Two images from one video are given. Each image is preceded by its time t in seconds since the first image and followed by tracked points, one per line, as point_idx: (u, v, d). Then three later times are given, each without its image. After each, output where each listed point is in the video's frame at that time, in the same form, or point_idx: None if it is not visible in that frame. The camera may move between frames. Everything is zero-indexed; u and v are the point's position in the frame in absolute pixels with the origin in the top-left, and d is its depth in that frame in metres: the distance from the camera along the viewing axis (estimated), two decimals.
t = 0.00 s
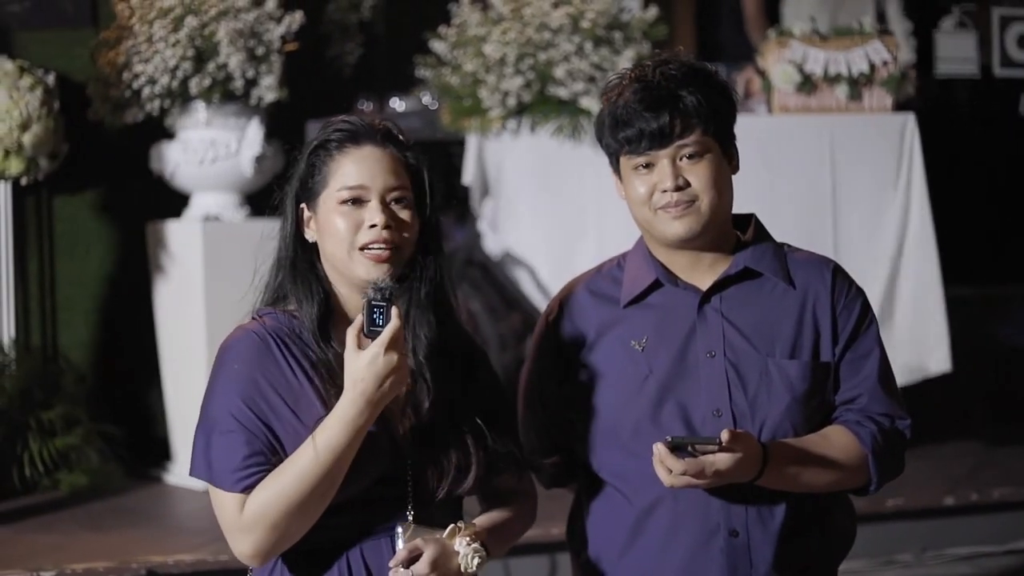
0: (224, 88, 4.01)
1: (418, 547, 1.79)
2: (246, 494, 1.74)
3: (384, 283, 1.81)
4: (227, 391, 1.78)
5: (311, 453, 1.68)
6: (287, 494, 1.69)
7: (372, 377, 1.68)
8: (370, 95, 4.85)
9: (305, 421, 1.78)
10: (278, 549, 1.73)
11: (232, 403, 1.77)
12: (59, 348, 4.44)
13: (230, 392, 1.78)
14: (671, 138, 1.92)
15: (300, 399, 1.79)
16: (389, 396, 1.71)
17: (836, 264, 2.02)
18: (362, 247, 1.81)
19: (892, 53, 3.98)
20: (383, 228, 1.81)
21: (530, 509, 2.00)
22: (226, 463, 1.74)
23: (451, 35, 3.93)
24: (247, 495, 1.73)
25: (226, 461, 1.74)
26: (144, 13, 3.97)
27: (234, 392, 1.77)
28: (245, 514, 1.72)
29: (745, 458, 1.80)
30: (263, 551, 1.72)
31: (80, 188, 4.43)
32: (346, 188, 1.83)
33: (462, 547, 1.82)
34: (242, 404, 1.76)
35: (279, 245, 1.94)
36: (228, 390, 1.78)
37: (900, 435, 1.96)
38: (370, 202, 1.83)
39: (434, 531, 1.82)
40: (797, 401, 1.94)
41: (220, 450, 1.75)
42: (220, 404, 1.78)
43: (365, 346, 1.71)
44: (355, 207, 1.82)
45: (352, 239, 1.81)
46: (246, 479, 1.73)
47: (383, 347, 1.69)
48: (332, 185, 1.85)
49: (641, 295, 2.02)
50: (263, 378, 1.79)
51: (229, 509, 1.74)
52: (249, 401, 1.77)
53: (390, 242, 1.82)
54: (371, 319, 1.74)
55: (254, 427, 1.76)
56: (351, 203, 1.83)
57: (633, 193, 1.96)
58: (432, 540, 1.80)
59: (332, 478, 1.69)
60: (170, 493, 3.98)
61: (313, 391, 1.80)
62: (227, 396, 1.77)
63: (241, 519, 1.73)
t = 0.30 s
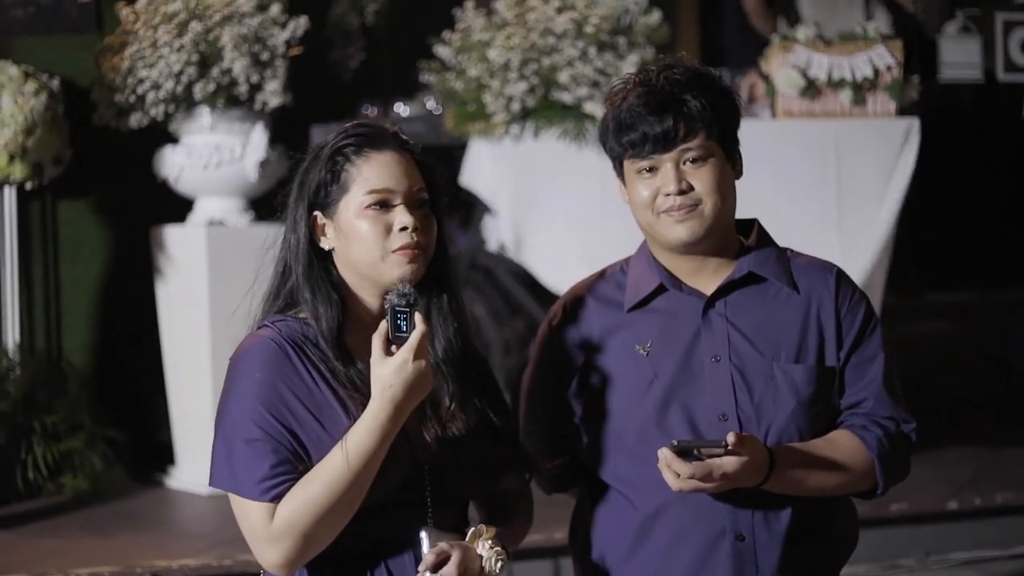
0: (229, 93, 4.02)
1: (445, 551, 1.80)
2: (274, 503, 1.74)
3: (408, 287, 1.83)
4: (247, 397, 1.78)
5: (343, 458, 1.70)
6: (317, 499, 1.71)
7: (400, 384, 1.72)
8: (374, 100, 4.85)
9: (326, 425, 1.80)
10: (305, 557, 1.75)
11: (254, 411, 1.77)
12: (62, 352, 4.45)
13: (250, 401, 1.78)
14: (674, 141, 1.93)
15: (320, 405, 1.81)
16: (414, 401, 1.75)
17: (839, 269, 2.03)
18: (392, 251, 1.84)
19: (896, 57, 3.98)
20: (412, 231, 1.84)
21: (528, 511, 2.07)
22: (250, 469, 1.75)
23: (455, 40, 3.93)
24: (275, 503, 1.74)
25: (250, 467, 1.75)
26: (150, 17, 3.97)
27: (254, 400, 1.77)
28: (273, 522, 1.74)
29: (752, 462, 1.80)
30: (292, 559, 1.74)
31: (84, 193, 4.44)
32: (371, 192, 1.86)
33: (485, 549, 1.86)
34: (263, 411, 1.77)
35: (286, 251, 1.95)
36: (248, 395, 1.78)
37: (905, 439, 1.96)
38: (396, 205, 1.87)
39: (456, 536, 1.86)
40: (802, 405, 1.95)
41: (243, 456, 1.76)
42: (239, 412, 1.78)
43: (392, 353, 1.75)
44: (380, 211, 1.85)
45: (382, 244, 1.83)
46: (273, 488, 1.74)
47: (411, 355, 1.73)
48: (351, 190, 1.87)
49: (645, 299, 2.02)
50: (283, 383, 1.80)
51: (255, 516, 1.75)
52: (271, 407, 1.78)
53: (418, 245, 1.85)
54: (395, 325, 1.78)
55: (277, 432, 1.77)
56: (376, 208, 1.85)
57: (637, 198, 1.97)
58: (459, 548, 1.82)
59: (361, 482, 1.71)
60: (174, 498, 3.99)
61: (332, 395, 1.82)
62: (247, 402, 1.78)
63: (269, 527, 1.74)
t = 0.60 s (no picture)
0: (228, 97, 4.03)
1: (459, 553, 1.79)
2: (289, 512, 1.71)
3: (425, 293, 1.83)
4: (260, 404, 1.76)
5: (361, 459, 1.67)
6: (335, 502, 1.67)
7: (416, 390, 1.70)
8: (371, 104, 4.85)
9: (340, 434, 1.80)
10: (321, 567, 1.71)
11: (266, 420, 1.75)
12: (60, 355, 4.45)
13: (262, 410, 1.75)
14: (670, 149, 1.93)
15: (333, 414, 1.80)
16: (429, 408, 1.72)
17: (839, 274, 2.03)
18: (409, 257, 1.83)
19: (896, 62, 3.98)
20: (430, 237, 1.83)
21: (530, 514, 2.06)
22: (264, 477, 1.72)
23: (453, 44, 3.94)
24: (292, 511, 1.70)
25: (264, 475, 1.72)
26: (149, 21, 3.97)
27: (267, 409, 1.75)
28: (289, 529, 1.70)
29: (750, 467, 1.81)
30: (309, 569, 1.70)
31: (82, 197, 4.45)
32: (387, 197, 1.84)
33: (496, 553, 1.85)
34: (276, 419, 1.75)
35: (292, 254, 1.93)
36: (261, 402, 1.76)
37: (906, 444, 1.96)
38: (414, 210, 1.85)
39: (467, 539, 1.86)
40: (802, 409, 1.95)
41: (256, 463, 1.73)
42: (251, 421, 1.75)
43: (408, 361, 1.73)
44: (398, 216, 1.84)
45: (399, 249, 1.82)
46: (290, 496, 1.71)
47: (427, 361, 1.70)
48: (366, 194, 1.85)
49: (646, 302, 2.03)
50: (296, 391, 1.78)
51: (269, 524, 1.71)
52: (284, 415, 1.76)
53: (435, 251, 1.84)
54: (411, 332, 1.75)
55: (290, 441, 1.75)
56: (394, 212, 1.84)
57: (635, 202, 1.97)
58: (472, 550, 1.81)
59: (378, 487, 1.68)
60: (174, 502, 3.99)
61: (345, 404, 1.82)
62: (260, 409, 1.76)
63: (284, 535, 1.70)
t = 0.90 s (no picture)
0: (227, 97, 4.03)
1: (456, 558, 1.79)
2: (290, 517, 1.72)
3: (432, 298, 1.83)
4: (261, 407, 1.76)
5: (363, 465, 1.69)
6: (335, 510, 1.69)
7: (418, 399, 1.71)
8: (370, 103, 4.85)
9: (341, 438, 1.80)
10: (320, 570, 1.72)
11: (267, 423, 1.75)
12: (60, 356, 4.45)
13: (264, 413, 1.75)
14: (659, 163, 1.92)
15: (334, 417, 1.80)
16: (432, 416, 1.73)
17: (839, 275, 2.02)
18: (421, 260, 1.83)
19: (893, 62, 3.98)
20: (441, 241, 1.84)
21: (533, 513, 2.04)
22: (265, 481, 1.72)
23: (452, 44, 3.93)
24: (293, 517, 1.71)
25: (265, 478, 1.72)
26: (148, 21, 3.97)
27: (268, 412, 1.75)
28: (289, 534, 1.71)
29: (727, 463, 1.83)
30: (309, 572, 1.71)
31: (80, 197, 4.44)
32: (400, 200, 1.84)
33: (494, 556, 1.84)
34: (278, 423, 1.75)
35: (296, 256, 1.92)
36: (263, 405, 1.76)
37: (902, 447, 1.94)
38: (423, 214, 1.86)
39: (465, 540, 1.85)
40: (795, 410, 1.94)
41: (257, 467, 1.73)
42: (252, 424, 1.76)
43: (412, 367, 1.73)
44: (411, 219, 1.84)
45: (412, 251, 1.83)
46: (291, 502, 1.71)
47: (431, 370, 1.71)
48: (376, 196, 1.85)
49: (644, 302, 2.03)
50: (297, 394, 1.78)
51: (268, 528, 1.73)
52: (285, 418, 1.76)
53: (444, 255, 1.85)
54: (416, 337, 1.76)
55: (291, 445, 1.75)
56: (407, 215, 1.84)
57: (631, 208, 1.97)
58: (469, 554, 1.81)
59: (380, 494, 1.69)
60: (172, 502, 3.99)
61: (346, 407, 1.82)
62: (262, 411, 1.76)
63: (285, 539, 1.71)
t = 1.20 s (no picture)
0: (224, 99, 4.03)
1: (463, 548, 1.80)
2: (299, 509, 1.71)
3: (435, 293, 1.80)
4: (268, 400, 1.74)
5: (370, 456, 1.68)
6: (344, 500, 1.67)
7: (426, 391, 1.70)
8: (368, 104, 4.85)
9: (348, 430, 1.78)
10: (328, 562, 1.71)
11: (275, 415, 1.73)
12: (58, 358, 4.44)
13: (271, 406, 1.74)
14: (654, 171, 1.89)
15: (341, 410, 1.79)
16: (439, 409, 1.72)
17: (837, 281, 1.97)
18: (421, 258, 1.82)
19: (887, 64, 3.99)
20: (442, 238, 1.83)
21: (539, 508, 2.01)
22: (273, 473, 1.70)
23: (450, 47, 3.93)
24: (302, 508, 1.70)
25: (272, 471, 1.70)
26: (145, 22, 3.96)
27: (276, 404, 1.74)
28: (299, 525, 1.70)
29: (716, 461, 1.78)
30: (317, 564, 1.70)
31: (78, 199, 4.45)
32: (401, 199, 1.83)
33: (501, 547, 1.85)
34: (286, 415, 1.73)
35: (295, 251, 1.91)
36: (271, 398, 1.74)
37: (889, 455, 1.89)
38: (424, 213, 1.85)
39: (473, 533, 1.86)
40: (782, 414, 1.91)
41: (265, 460, 1.72)
42: (260, 416, 1.74)
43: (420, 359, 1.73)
44: (412, 217, 1.83)
45: (414, 249, 1.81)
46: (300, 494, 1.70)
47: (438, 362, 1.71)
48: (377, 196, 1.84)
49: (638, 303, 2.01)
50: (305, 386, 1.77)
51: (277, 520, 1.71)
52: (293, 411, 1.75)
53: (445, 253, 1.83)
54: (422, 331, 1.74)
55: (299, 437, 1.73)
56: (407, 213, 1.83)
57: (627, 214, 1.95)
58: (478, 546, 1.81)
59: (389, 484, 1.68)
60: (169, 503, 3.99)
61: (352, 399, 1.80)
62: (268, 405, 1.74)
63: (294, 530, 1.70)
